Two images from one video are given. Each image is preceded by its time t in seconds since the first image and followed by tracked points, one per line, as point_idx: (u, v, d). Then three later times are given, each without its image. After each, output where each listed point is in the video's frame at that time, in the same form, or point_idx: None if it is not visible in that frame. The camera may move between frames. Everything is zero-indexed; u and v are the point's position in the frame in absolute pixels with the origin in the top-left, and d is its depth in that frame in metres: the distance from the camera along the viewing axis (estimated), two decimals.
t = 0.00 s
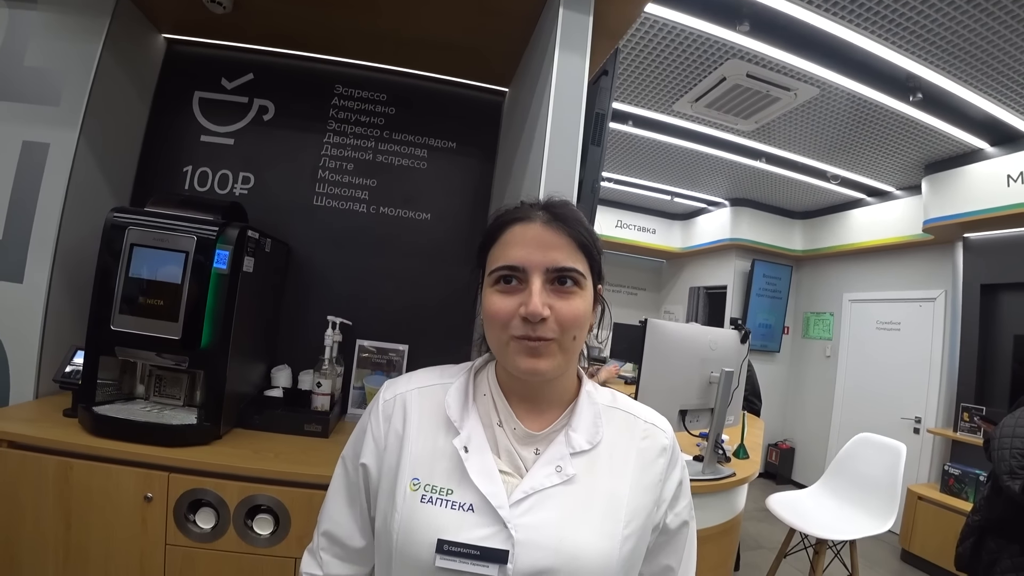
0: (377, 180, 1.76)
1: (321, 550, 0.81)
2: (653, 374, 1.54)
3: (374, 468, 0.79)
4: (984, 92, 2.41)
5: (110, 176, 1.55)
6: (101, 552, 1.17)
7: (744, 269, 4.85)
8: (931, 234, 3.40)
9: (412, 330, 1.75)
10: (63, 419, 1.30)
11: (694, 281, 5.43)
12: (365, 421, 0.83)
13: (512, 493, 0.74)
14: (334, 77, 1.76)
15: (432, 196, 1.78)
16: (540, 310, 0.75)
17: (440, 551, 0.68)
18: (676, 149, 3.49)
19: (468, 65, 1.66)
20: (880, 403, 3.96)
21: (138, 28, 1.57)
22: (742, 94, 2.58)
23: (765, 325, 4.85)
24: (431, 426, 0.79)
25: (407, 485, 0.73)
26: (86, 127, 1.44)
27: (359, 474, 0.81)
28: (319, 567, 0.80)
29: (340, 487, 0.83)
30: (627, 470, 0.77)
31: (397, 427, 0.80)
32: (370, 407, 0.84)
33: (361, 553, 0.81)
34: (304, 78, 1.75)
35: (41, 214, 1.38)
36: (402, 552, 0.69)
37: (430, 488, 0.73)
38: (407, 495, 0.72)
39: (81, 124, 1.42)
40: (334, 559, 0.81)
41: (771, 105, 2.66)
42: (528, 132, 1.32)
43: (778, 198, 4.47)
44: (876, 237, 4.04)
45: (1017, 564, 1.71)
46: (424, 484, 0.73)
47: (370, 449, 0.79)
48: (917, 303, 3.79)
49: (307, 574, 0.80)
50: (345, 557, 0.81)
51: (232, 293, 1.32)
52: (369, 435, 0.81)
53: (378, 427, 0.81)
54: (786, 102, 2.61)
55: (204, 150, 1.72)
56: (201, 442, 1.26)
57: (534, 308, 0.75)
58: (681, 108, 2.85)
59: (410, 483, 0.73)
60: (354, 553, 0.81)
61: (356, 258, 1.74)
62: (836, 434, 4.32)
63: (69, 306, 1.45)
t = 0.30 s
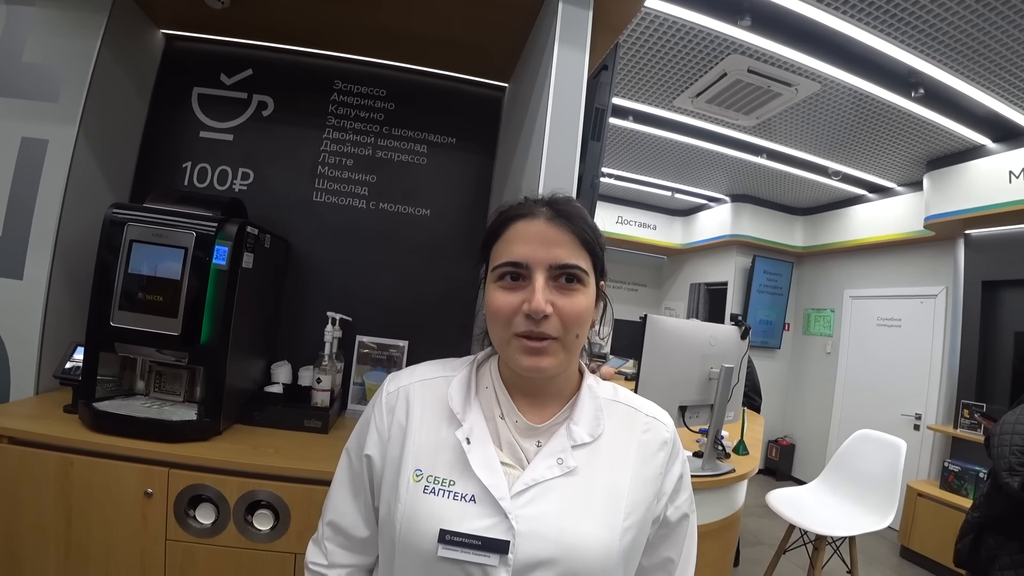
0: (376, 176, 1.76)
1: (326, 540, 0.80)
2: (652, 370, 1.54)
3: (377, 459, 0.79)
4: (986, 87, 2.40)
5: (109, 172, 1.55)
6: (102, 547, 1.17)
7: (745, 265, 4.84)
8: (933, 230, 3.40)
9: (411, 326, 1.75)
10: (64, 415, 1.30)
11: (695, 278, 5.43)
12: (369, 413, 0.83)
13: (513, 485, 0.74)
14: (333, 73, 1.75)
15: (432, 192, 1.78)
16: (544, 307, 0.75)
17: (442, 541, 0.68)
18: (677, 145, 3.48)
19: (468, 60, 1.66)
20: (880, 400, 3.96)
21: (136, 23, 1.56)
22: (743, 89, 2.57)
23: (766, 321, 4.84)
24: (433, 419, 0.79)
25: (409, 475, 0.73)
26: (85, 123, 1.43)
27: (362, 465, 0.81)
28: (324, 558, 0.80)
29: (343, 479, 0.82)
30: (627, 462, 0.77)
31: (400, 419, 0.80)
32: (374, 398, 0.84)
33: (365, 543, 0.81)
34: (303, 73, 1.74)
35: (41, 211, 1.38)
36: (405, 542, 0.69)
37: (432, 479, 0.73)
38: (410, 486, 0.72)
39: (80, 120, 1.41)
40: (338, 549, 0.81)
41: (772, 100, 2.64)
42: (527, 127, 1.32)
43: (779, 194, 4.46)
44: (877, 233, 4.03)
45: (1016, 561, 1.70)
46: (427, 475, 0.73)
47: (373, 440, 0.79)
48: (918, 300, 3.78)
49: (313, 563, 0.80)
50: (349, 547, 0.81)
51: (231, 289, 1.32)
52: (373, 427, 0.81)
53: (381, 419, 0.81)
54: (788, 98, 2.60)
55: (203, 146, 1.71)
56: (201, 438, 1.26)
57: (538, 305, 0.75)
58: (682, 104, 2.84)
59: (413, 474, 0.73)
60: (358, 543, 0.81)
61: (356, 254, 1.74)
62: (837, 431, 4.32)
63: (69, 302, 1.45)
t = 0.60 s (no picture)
0: (376, 171, 1.75)
1: (335, 530, 0.81)
2: (652, 365, 1.54)
3: (386, 450, 0.79)
4: (986, 83, 2.40)
5: (109, 168, 1.55)
6: (103, 542, 1.18)
7: (745, 262, 4.84)
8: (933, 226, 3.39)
9: (411, 321, 1.75)
10: (64, 411, 1.30)
11: (694, 274, 5.43)
12: (377, 404, 0.83)
13: (522, 480, 0.74)
14: (333, 68, 1.75)
15: (432, 188, 1.78)
16: (559, 302, 0.74)
17: (453, 537, 0.68)
18: (677, 141, 3.48)
19: (468, 56, 1.66)
20: (879, 397, 3.97)
21: (135, 18, 1.56)
22: (744, 85, 2.57)
23: (765, 318, 4.85)
24: (442, 412, 0.78)
25: (419, 470, 0.73)
26: (84, 119, 1.43)
27: (370, 455, 0.81)
28: (333, 547, 0.80)
29: (351, 469, 0.82)
30: (635, 457, 0.77)
31: (409, 412, 0.80)
32: (382, 389, 0.83)
33: (374, 533, 0.81)
34: (303, 68, 1.74)
35: (40, 206, 1.38)
36: (414, 536, 0.70)
37: (441, 474, 0.73)
38: (419, 481, 0.72)
39: (79, 116, 1.41)
40: (347, 538, 0.81)
41: (773, 96, 2.64)
42: (527, 122, 1.31)
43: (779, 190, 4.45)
44: (876, 229, 4.04)
45: (1013, 556, 1.71)
46: (436, 470, 0.73)
47: (382, 431, 0.79)
48: (917, 296, 3.78)
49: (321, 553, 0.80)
50: (357, 536, 0.81)
51: (231, 284, 1.31)
52: (382, 418, 0.80)
53: (390, 410, 0.81)
54: (788, 93, 2.59)
55: (203, 142, 1.71)
56: (201, 433, 1.26)
57: (552, 299, 0.74)
58: (682, 100, 2.83)
59: (422, 469, 0.73)
60: (367, 533, 0.81)
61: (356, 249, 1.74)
62: (836, 427, 4.33)
63: (69, 297, 1.45)
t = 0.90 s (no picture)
0: (373, 168, 1.75)
1: (344, 512, 0.81)
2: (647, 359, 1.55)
3: (397, 434, 0.80)
4: (982, 79, 2.40)
5: (105, 166, 1.54)
6: (103, 538, 1.18)
7: (742, 257, 4.86)
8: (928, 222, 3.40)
9: (409, 318, 1.76)
10: (62, 408, 1.30)
11: (691, 270, 5.44)
12: (387, 387, 0.82)
13: (532, 469, 0.74)
14: (329, 65, 1.74)
15: (430, 184, 1.78)
16: (576, 296, 0.75)
17: (464, 529, 0.69)
18: (675, 136, 3.48)
19: (464, 52, 1.66)
20: (875, 392, 3.99)
21: (129, 15, 1.55)
22: (741, 81, 2.57)
23: (762, 313, 4.87)
24: (452, 400, 0.78)
25: (429, 459, 0.73)
26: (79, 116, 1.42)
27: (380, 439, 0.81)
28: (343, 528, 0.81)
29: (360, 452, 0.82)
30: (641, 444, 0.78)
31: (419, 399, 0.80)
32: (393, 372, 0.83)
33: (383, 515, 0.83)
34: (299, 65, 1.73)
35: (36, 204, 1.38)
36: (425, 525, 0.70)
37: (452, 464, 0.73)
38: (430, 470, 0.72)
39: (74, 114, 1.41)
40: (356, 521, 0.82)
41: (769, 92, 2.64)
42: (523, 118, 1.32)
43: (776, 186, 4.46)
44: (872, 225, 4.05)
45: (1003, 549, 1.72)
46: (447, 459, 0.73)
47: (393, 415, 0.80)
48: (913, 291, 3.80)
49: (330, 534, 0.80)
50: (367, 517, 0.82)
51: (229, 282, 1.32)
52: (393, 402, 0.80)
53: (400, 395, 0.81)
54: (784, 89, 2.60)
55: (199, 139, 1.71)
56: (199, 430, 1.27)
57: (569, 293, 0.75)
58: (679, 95, 2.83)
59: (433, 458, 0.73)
60: (376, 515, 0.82)
61: (354, 246, 1.74)
62: (832, 422, 4.35)
63: (66, 294, 1.45)
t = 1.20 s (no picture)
0: (370, 164, 1.75)
1: (343, 506, 0.82)
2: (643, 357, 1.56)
3: (397, 429, 0.80)
4: (978, 80, 2.41)
5: (101, 160, 1.54)
6: (99, 532, 1.18)
7: (738, 256, 4.87)
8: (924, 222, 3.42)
9: (406, 315, 1.76)
10: (58, 403, 1.30)
11: (688, 268, 5.45)
12: (388, 382, 0.83)
13: (533, 465, 0.75)
14: (327, 60, 1.74)
15: (428, 181, 1.78)
16: (580, 294, 0.75)
17: (465, 524, 0.69)
18: (673, 135, 3.49)
19: (463, 48, 1.65)
20: (870, 390, 4.02)
21: (126, 8, 1.54)
22: (739, 80, 2.58)
23: (759, 312, 4.88)
24: (453, 395, 0.79)
25: (430, 454, 0.73)
26: (75, 110, 1.42)
27: (380, 433, 0.81)
28: (341, 523, 0.81)
29: (359, 447, 0.83)
30: (641, 439, 0.79)
31: (420, 393, 0.80)
32: (393, 366, 0.83)
33: (381, 509, 0.83)
34: (296, 60, 1.72)
35: (32, 198, 1.37)
36: (425, 520, 0.71)
37: (453, 459, 0.73)
38: (431, 465, 0.73)
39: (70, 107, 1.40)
40: (355, 515, 0.82)
41: (767, 91, 2.65)
42: (521, 114, 1.32)
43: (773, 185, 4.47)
44: (868, 224, 4.06)
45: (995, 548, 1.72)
46: (448, 455, 0.74)
47: (393, 409, 0.80)
48: (909, 291, 3.82)
49: (327, 528, 0.81)
50: (366, 511, 0.83)
51: (225, 277, 1.32)
52: (393, 396, 0.80)
53: (401, 389, 0.81)
54: (782, 88, 2.60)
55: (196, 134, 1.70)
56: (196, 426, 1.27)
57: (573, 291, 0.75)
58: (677, 94, 2.84)
59: (434, 452, 0.73)
60: (375, 509, 0.83)
61: (351, 242, 1.74)
62: (827, 420, 4.38)
63: (62, 288, 1.45)
